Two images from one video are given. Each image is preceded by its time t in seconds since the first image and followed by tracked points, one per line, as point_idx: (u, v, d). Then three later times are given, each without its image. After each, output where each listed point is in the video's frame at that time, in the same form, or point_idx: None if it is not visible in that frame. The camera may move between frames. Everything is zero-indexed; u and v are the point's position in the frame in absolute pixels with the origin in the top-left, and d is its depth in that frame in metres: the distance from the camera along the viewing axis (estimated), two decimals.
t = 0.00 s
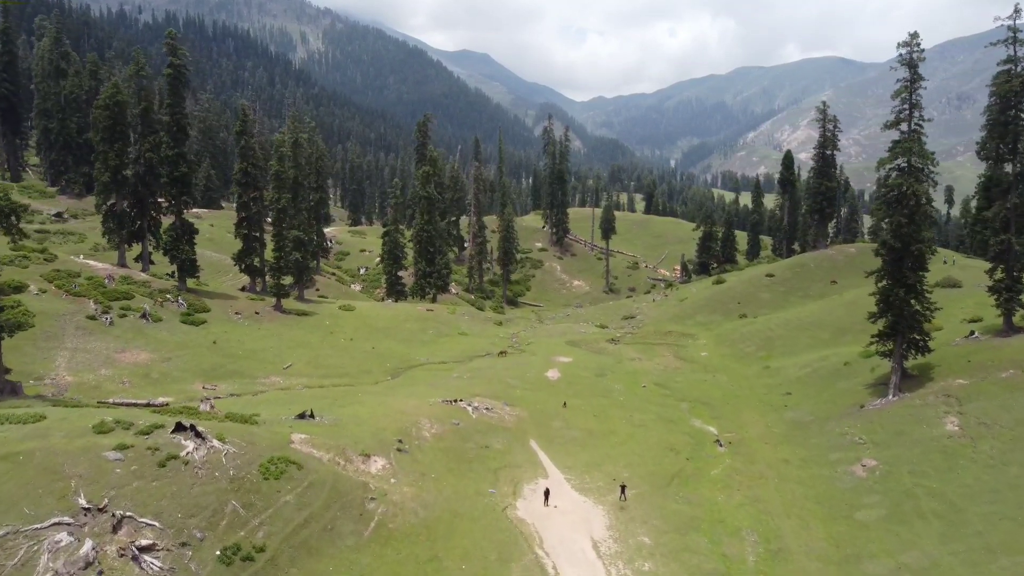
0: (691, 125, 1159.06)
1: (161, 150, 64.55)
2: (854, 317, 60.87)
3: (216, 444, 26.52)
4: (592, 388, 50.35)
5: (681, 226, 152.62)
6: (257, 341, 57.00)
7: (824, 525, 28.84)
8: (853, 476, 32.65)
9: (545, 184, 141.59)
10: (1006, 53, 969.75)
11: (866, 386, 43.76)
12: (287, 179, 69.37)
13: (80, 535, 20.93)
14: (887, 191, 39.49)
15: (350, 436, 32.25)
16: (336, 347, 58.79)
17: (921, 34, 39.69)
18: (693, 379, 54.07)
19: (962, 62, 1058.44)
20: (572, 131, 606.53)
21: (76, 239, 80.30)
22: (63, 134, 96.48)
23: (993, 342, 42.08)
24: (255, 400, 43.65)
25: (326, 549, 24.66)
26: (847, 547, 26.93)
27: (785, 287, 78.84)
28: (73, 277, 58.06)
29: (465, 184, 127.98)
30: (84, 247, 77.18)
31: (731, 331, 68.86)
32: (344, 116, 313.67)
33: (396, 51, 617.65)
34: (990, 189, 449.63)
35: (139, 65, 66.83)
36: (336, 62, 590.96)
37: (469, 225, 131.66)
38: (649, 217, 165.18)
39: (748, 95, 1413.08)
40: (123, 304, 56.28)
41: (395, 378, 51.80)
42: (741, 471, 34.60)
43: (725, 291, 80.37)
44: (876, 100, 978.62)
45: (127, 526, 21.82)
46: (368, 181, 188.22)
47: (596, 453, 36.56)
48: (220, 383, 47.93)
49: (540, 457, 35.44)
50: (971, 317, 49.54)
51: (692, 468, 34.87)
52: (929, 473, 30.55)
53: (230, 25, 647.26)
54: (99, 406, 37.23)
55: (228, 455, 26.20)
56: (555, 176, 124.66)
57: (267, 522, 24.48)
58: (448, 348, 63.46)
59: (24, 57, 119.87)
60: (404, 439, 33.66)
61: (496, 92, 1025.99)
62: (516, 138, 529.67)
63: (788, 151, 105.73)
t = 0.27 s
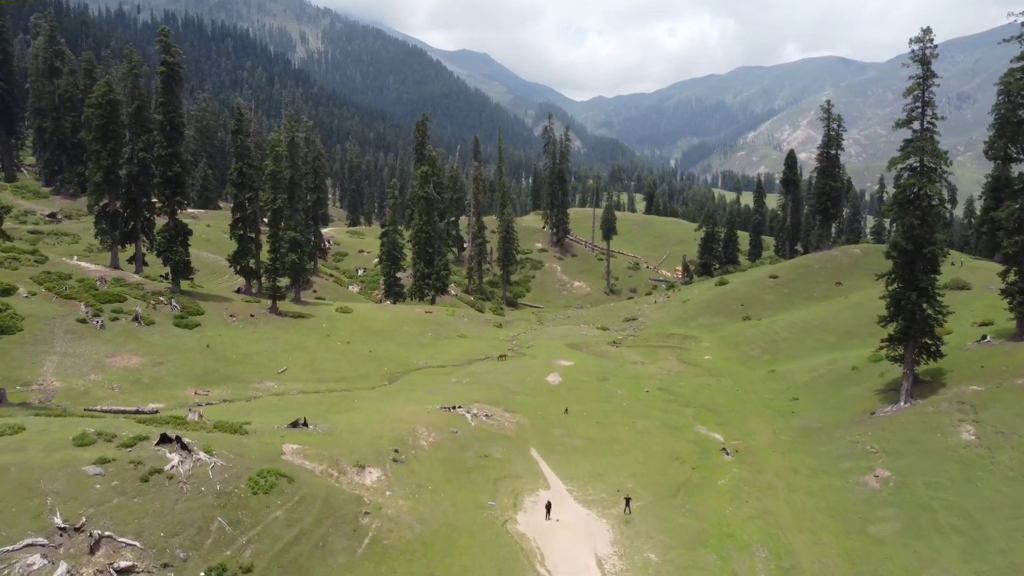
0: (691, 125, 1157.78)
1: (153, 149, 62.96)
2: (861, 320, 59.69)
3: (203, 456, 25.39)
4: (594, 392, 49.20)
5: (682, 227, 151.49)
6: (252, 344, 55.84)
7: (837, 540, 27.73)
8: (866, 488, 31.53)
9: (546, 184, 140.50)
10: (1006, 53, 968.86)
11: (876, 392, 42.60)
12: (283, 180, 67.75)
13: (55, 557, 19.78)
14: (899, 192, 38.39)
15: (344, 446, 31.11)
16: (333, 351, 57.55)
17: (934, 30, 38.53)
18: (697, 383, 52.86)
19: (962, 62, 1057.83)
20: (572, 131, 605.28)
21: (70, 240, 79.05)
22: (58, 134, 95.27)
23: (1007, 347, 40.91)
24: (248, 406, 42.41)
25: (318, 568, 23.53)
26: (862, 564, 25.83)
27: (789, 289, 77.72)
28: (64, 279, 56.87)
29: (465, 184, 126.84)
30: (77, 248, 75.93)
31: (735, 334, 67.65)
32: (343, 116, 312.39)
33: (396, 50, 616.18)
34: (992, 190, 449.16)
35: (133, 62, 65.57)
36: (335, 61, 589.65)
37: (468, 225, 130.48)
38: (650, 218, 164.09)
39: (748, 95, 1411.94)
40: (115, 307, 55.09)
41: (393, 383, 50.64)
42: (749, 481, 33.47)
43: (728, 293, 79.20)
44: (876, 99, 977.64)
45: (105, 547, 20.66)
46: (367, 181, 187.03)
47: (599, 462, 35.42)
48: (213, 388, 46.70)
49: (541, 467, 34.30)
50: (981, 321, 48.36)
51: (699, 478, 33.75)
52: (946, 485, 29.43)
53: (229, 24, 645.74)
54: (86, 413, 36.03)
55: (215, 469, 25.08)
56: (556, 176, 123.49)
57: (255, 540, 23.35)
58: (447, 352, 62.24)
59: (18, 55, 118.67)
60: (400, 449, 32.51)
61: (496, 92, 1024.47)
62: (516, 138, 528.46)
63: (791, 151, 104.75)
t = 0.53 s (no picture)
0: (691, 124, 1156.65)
1: (147, 148, 61.60)
2: (868, 322, 58.50)
3: (188, 470, 24.22)
4: (596, 397, 48.04)
5: (683, 227, 150.38)
6: (247, 347, 54.67)
7: (852, 557, 26.61)
8: (880, 500, 30.39)
9: (546, 184, 139.34)
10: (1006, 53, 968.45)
11: (886, 398, 41.43)
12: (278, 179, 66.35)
13: None
14: (911, 192, 37.22)
15: (338, 457, 29.93)
16: (330, 354, 56.37)
17: (949, 25, 37.35)
18: (702, 388, 51.66)
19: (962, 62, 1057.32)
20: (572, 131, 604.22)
21: (63, 241, 77.87)
22: (52, 133, 94.01)
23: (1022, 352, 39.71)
24: (240, 413, 41.24)
25: None
26: None
27: (793, 290, 76.54)
28: (54, 281, 55.66)
29: (464, 184, 125.69)
30: (70, 249, 74.61)
31: (739, 336, 66.46)
32: (342, 115, 311.14)
33: (396, 50, 614.84)
34: (993, 190, 447.78)
35: (126, 60, 64.28)
36: (335, 61, 588.32)
37: (468, 226, 129.33)
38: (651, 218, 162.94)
39: (747, 95, 1411.14)
40: (107, 309, 53.88)
41: (390, 388, 49.47)
42: (759, 492, 32.34)
43: (731, 294, 78.04)
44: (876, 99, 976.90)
45: (81, 570, 19.50)
46: (366, 181, 185.84)
47: (603, 472, 34.27)
48: (206, 394, 45.50)
49: (543, 477, 33.13)
50: (993, 324, 47.15)
51: (706, 489, 32.60)
52: (964, 498, 28.32)
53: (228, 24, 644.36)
54: (72, 422, 34.83)
55: (201, 483, 23.91)
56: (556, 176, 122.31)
57: (242, 560, 22.20)
58: (446, 355, 61.04)
59: (13, 54, 117.38)
60: (396, 459, 31.34)
61: (496, 91, 1023.04)
62: (516, 138, 527.28)
63: (795, 150, 103.62)
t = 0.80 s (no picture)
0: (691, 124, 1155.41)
1: (139, 148, 60.33)
2: (875, 325, 57.28)
3: (171, 485, 23.04)
4: (598, 403, 46.87)
5: (684, 227, 149.22)
6: (241, 351, 53.50)
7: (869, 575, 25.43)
8: (895, 514, 29.22)
9: (546, 184, 138.21)
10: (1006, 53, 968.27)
11: (897, 404, 40.23)
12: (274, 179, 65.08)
13: None
14: (924, 192, 36.14)
15: (331, 468, 28.75)
16: (325, 358, 55.18)
17: (964, 20, 36.24)
18: (706, 392, 50.49)
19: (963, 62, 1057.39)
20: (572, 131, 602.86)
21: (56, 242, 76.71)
22: (46, 132, 92.73)
23: None
24: (232, 420, 40.07)
25: None
26: None
27: (797, 292, 75.36)
28: (44, 283, 54.47)
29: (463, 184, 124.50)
30: (62, 250, 73.31)
31: (743, 339, 65.25)
32: (342, 115, 309.82)
33: (395, 50, 613.30)
34: (994, 189, 446.32)
35: (119, 57, 62.98)
36: (335, 61, 586.89)
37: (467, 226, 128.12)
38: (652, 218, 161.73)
39: (747, 95, 1410.18)
40: (97, 312, 52.66)
41: (387, 393, 48.26)
42: (769, 504, 31.16)
43: (735, 296, 76.86)
44: (876, 99, 976.25)
45: None
46: (365, 181, 184.71)
47: (606, 481, 33.10)
48: (197, 400, 44.30)
49: (543, 488, 31.93)
50: (1006, 327, 45.89)
51: (714, 501, 31.40)
52: (984, 513, 27.14)
53: (228, 24, 642.85)
54: (57, 431, 33.68)
55: (185, 499, 22.76)
56: (557, 176, 121.17)
57: None
58: (444, 359, 59.85)
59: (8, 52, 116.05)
60: (392, 471, 30.13)
61: (495, 91, 1021.71)
62: (515, 138, 525.93)
63: (798, 150, 102.44)
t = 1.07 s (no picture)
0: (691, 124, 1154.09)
1: (131, 147, 59.08)
2: (883, 328, 56.10)
3: (153, 501, 21.88)
4: (600, 409, 45.70)
5: (685, 228, 148.08)
6: (234, 355, 52.29)
7: None
8: (911, 528, 28.07)
9: (546, 184, 137.06)
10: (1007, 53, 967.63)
11: (908, 411, 39.08)
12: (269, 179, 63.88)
13: None
14: (938, 192, 35.02)
15: (323, 480, 27.58)
16: (321, 362, 53.97)
17: (980, 14, 35.17)
18: (710, 398, 49.32)
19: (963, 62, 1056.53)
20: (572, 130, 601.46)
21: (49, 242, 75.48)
22: (39, 131, 91.37)
23: None
24: (224, 427, 38.85)
25: None
26: None
27: (801, 294, 74.17)
28: (33, 285, 53.24)
29: (463, 184, 123.35)
30: (54, 251, 72.02)
31: (747, 342, 64.07)
32: (341, 115, 308.34)
33: (395, 49, 611.59)
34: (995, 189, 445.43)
35: (110, 54, 61.57)
36: (334, 60, 585.10)
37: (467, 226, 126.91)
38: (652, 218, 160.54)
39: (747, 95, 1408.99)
40: (87, 315, 51.46)
41: (384, 398, 47.08)
42: (778, 517, 30.04)
43: (738, 297, 75.68)
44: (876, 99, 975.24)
45: None
46: (364, 181, 183.41)
47: (609, 493, 31.95)
48: (188, 406, 43.09)
49: (544, 500, 30.77)
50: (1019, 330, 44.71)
51: (722, 514, 30.26)
52: (1005, 529, 26.03)
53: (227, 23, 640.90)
54: (41, 440, 32.49)
55: (167, 516, 21.62)
56: (557, 175, 120.02)
57: None
58: (443, 363, 58.64)
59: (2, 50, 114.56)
60: (387, 483, 28.98)
61: (495, 91, 1019.95)
62: (515, 138, 524.59)
63: (801, 150, 101.31)
